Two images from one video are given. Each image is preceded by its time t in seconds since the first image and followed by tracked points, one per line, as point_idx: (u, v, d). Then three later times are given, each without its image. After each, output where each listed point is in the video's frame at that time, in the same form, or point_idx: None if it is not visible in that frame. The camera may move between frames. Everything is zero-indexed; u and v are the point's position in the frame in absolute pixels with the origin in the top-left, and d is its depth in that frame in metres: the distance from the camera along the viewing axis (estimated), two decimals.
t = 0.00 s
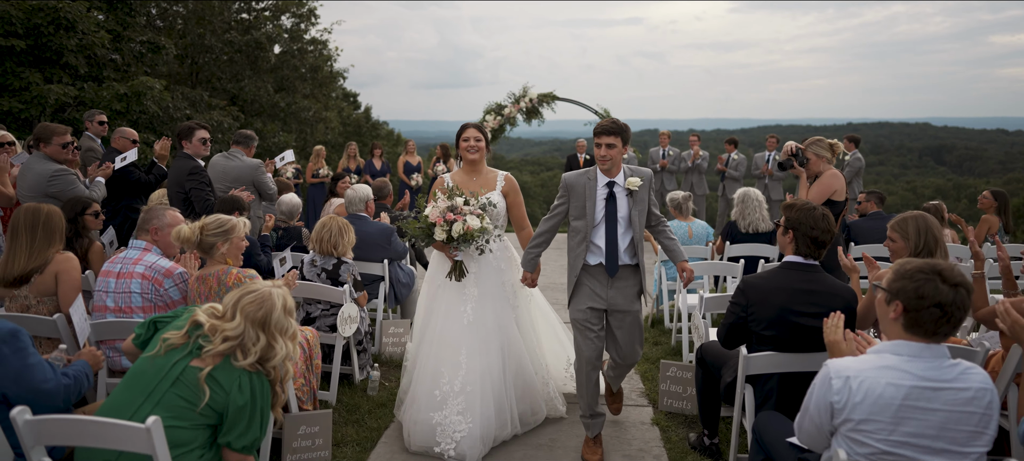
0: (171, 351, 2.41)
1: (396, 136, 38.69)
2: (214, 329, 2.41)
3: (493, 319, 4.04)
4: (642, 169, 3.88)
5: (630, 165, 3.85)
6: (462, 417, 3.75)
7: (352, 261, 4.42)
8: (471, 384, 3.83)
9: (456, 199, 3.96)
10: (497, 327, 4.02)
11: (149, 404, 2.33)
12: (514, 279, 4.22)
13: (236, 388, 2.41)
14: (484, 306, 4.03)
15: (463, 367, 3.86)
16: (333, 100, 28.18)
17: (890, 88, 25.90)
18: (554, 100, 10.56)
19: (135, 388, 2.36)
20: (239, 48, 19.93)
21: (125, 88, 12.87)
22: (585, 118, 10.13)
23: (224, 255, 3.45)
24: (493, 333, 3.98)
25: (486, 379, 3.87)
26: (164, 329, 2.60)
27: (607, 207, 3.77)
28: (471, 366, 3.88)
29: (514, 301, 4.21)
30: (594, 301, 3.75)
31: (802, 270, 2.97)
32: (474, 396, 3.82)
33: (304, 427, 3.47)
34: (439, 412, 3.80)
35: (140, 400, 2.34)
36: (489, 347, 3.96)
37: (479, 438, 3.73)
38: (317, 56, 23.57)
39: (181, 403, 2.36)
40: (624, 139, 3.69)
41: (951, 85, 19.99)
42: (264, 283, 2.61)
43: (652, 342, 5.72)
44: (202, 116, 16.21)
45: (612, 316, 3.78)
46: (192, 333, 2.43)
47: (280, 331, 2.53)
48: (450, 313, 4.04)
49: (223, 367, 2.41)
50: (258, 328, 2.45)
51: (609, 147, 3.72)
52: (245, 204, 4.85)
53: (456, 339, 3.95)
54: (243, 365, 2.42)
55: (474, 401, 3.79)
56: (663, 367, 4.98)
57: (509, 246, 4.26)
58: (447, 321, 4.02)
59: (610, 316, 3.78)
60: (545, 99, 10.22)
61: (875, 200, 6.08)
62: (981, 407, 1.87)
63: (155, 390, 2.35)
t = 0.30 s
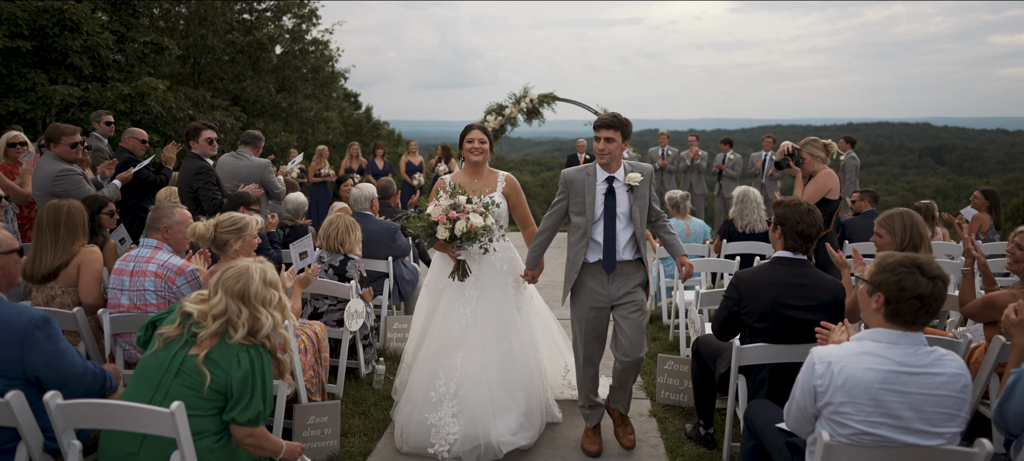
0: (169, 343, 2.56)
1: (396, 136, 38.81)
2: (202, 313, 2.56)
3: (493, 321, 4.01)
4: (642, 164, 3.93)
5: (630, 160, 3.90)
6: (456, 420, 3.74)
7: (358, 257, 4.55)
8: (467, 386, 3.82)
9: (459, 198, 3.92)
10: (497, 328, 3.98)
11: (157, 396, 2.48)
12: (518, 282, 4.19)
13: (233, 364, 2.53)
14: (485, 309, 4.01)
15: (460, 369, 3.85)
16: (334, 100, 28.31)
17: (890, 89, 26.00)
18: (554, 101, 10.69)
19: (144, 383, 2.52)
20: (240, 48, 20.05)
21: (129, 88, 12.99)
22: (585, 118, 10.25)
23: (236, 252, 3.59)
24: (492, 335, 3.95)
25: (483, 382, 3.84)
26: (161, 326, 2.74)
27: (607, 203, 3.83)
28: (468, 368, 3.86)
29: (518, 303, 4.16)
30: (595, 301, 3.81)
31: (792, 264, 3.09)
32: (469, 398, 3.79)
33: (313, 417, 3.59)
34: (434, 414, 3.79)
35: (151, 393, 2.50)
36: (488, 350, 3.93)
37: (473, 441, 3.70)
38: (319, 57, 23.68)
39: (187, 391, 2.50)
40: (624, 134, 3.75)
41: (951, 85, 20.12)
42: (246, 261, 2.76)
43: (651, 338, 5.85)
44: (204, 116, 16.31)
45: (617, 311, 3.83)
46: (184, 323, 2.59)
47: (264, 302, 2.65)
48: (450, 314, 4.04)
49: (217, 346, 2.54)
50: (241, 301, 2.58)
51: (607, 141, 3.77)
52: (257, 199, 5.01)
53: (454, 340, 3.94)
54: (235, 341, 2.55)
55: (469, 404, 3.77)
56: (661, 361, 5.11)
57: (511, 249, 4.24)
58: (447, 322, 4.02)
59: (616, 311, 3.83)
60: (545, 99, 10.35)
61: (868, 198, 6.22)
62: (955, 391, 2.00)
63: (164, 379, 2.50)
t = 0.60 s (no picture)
0: (157, 343, 2.67)
1: (397, 136, 38.92)
2: (176, 304, 2.66)
3: (496, 327, 3.96)
4: (645, 170, 3.91)
5: (633, 166, 3.89)
6: (455, 426, 3.75)
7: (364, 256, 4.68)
8: (466, 392, 3.81)
9: (463, 199, 3.94)
10: (500, 334, 3.93)
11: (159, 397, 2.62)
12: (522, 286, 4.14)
13: (219, 351, 2.63)
14: (488, 314, 3.97)
15: (460, 375, 3.85)
16: (335, 100, 28.44)
17: (891, 89, 26.07)
18: (555, 101, 10.82)
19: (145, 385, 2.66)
20: (242, 49, 20.17)
21: (133, 89, 13.11)
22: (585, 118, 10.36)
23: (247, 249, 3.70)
24: (495, 341, 3.90)
25: (484, 388, 3.80)
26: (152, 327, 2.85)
27: (607, 210, 3.83)
28: (468, 374, 3.86)
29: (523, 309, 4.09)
30: (598, 309, 3.84)
31: (784, 260, 3.21)
32: (469, 405, 3.78)
33: (322, 409, 3.71)
34: (434, 420, 3.79)
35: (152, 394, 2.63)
36: (489, 356, 3.88)
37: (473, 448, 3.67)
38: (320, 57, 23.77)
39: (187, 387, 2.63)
40: (624, 140, 3.77)
41: (951, 85, 20.21)
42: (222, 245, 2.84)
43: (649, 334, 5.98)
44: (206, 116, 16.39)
45: (619, 317, 3.84)
46: (167, 322, 2.69)
47: (232, 283, 2.70)
48: (454, 320, 4.04)
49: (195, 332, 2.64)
50: (204, 281, 2.65)
51: (607, 147, 3.79)
52: (264, 196, 5.13)
53: (455, 346, 3.96)
54: (211, 324, 2.63)
55: (469, 410, 3.75)
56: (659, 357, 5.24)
57: (515, 254, 4.20)
58: (450, 328, 4.03)
59: (617, 317, 3.84)
60: (546, 100, 10.48)
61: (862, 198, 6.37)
62: (932, 377, 2.12)
63: (169, 374, 2.64)
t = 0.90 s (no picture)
0: (150, 347, 2.76)
1: (398, 136, 39.03)
2: (157, 300, 2.74)
3: (504, 325, 3.98)
4: (653, 174, 3.84)
5: (640, 171, 3.82)
6: (461, 424, 3.78)
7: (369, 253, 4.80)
8: (473, 390, 3.83)
9: (465, 194, 3.98)
10: (508, 332, 3.96)
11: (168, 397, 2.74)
12: (530, 284, 4.16)
13: (212, 341, 2.73)
14: (497, 312, 4.00)
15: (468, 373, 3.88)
16: (336, 101, 28.55)
17: (890, 89, 26.19)
18: (556, 102, 10.93)
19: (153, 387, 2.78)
20: (244, 50, 20.28)
21: (136, 90, 13.21)
22: (585, 119, 10.48)
23: (257, 245, 3.81)
24: (503, 339, 3.93)
25: (491, 387, 3.83)
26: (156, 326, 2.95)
27: (611, 214, 3.77)
28: (476, 372, 3.89)
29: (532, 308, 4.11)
30: (600, 313, 3.78)
31: (776, 256, 3.33)
32: (476, 403, 3.81)
33: (330, 401, 3.84)
34: (441, 418, 3.83)
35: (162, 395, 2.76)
36: (497, 355, 3.91)
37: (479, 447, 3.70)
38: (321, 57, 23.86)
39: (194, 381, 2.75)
40: (628, 142, 3.72)
41: (951, 85, 20.33)
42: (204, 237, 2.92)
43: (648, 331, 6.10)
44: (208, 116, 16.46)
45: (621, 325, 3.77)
46: (152, 325, 2.75)
47: (204, 271, 2.75)
48: (462, 318, 4.07)
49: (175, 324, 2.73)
50: (177, 270, 2.73)
51: (610, 150, 3.74)
52: (272, 193, 5.27)
53: (463, 343, 3.98)
54: (190, 316, 2.74)
55: (476, 408, 3.79)
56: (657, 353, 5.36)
57: (522, 250, 4.21)
58: (459, 326, 4.05)
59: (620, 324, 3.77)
60: (546, 100, 10.60)
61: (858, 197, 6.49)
62: (914, 365, 2.24)
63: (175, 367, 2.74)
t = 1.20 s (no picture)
0: (152, 348, 2.86)
1: (399, 136, 39.17)
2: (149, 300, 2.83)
3: (513, 324, 3.97)
4: (656, 170, 3.85)
5: (642, 166, 3.85)
6: (477, 426, 3.74)
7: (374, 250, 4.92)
8: (488, 391, 3.80)
9: (464, 187, 3.98)
10: (517, 331, 3.96)
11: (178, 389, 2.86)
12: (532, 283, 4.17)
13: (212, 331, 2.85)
14: (505, 311, 3.98)
15: (481, 373, 3.84)
16: (337, 101, 28.68)
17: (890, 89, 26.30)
18: (556, 102, 11.04)
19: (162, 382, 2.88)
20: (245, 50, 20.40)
21: (139, 90, 13.33)
22: (585, 119, 10.59)
23: (266, 241, 3.92)
24: (514, 338, 3.93)
25: (504, 387, 3.81)
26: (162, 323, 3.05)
27: (613, 210, 3.80)
28: (488, 372, 3.85)
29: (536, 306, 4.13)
30: (607, 312, 3.83)
31: (768, 251, 3.45)
32: (490, 404, 3.78)
33: (337, 393, 3.97)
34: (455, 420, 3.77)
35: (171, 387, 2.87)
36: (508, 354, 3.90)
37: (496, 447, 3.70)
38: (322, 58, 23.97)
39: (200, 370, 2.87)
40: (628, 138, 3.76)
41: (951, 85, 20.44)
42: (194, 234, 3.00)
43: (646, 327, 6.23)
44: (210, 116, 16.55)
45: (626, 323, 3.83)
46: (149, 327, 2.84)
47: (188, 266, 2.82)
48: (468, 317, 4.01)
49: (165, 318, 2.82)
50: (161, 267, 2.80)
51: (610, 145, 3.79)
52: (278, 191, 5.39)
53: (473, 344, 3.92)
54: (180, 310, 2.83)
55: (491, 409, 3.76)
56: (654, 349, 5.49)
57: (525, 244, 4.26)
58: (466, 326, 3.99)
59: (625, 323, 3.83)
60: (546, 100, 10.71)
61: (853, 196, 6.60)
62: (896, 353, 2.36)
63: (183, 360, 2.85)
